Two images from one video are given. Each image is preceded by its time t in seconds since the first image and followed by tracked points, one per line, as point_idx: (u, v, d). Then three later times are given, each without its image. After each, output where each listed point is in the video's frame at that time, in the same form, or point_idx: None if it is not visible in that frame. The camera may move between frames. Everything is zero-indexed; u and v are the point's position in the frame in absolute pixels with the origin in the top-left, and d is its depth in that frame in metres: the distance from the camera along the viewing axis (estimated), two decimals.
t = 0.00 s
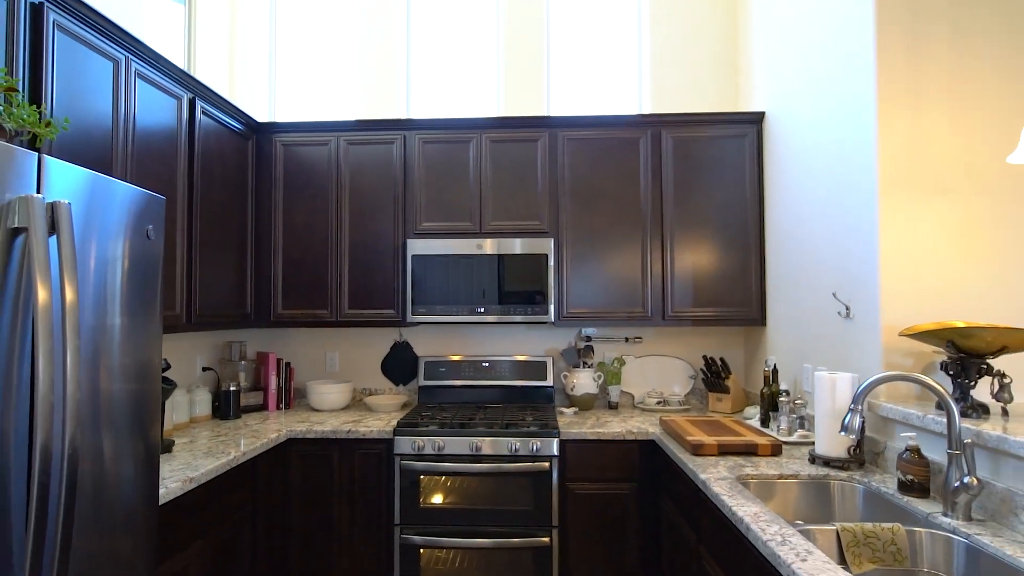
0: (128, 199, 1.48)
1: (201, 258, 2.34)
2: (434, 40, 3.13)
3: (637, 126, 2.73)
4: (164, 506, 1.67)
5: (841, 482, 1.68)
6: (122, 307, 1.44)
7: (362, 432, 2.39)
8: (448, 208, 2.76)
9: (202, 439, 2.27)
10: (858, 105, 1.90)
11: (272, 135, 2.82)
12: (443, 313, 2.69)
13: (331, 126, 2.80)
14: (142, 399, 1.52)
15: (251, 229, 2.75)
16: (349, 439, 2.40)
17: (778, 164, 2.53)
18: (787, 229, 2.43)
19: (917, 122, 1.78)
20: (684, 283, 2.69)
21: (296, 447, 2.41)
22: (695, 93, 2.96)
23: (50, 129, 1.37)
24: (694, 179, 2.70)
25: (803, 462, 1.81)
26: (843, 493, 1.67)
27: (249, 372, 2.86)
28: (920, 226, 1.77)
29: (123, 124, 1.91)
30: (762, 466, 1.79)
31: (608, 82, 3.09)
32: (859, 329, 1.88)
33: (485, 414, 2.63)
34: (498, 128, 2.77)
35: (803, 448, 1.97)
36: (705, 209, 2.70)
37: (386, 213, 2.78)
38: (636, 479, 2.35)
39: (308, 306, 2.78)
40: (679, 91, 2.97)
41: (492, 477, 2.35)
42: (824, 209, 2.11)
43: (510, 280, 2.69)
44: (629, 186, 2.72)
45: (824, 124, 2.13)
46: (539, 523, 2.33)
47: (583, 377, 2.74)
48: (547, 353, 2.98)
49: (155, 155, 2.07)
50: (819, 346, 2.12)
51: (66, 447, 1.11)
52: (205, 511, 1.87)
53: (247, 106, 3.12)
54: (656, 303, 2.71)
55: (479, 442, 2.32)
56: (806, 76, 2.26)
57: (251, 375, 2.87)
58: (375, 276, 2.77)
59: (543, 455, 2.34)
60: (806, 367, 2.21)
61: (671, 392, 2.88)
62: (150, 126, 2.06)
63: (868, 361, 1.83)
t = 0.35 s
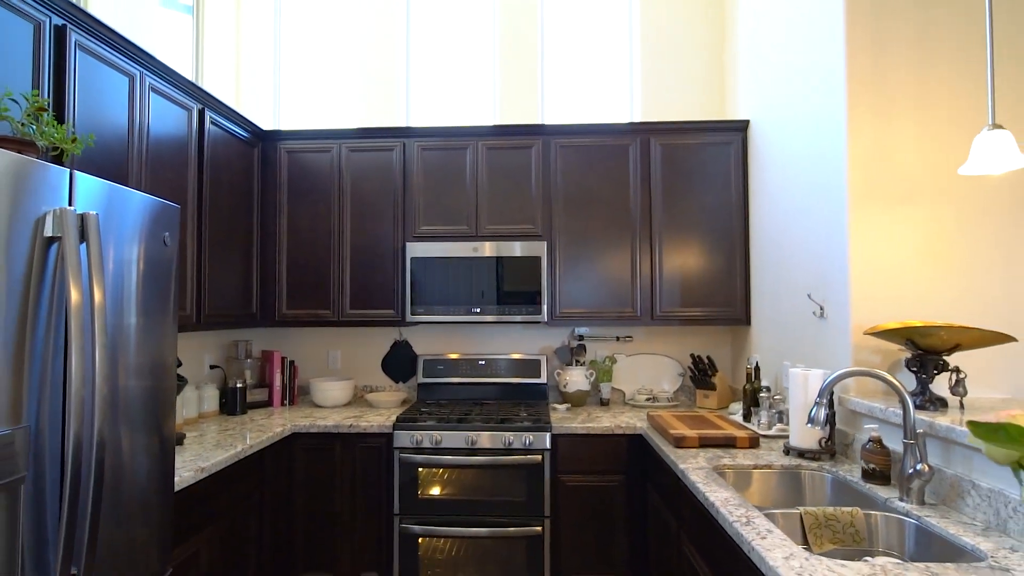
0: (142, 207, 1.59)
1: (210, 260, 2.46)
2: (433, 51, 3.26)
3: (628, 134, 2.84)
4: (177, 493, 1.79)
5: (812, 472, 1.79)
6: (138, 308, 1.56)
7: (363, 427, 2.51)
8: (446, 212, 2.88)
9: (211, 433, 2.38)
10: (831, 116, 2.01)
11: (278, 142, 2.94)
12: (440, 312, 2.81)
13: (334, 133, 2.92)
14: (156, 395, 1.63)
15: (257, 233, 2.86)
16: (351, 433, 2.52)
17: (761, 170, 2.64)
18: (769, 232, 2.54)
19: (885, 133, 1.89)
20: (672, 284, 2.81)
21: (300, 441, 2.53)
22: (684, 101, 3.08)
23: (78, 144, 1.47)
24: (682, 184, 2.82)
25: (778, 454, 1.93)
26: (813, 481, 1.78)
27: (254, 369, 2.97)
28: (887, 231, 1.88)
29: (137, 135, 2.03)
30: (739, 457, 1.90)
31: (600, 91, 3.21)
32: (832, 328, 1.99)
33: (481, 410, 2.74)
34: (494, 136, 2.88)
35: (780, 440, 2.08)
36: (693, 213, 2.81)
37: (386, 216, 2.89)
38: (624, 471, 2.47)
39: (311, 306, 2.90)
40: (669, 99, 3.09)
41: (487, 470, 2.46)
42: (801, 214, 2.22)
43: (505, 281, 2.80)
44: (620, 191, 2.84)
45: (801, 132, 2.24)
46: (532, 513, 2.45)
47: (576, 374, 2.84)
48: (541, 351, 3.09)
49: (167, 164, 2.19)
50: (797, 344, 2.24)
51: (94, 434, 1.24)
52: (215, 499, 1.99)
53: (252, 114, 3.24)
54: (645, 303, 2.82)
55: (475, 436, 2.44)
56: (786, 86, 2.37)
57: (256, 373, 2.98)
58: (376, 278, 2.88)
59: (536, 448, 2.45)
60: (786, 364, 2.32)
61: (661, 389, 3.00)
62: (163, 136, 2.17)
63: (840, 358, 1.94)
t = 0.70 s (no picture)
0: (156, 213, 1.70)
1: (221, 263, 2.57)
2: (434, 61, 3.38)
3: (621, 141, 2.96)
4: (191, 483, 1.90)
5: (790, 463, 1.90)
6: (155, 308, 1.67)
7: (366, 422, 2.62)
8: (445, 216, 2.99)
9: (221, 427, 2.50)
10: (810, 126, 2.12)
11: (284, 149, 3.05)
12: (440, 312, 2.92)
13: (338, 140, 3.03)
14: (172, 390, 1.74)
15: (264, 236, 2.98)
16: (354, 428, 2.63)
17: (748, 176, 2.75)
18: (755, 236, 2.65)
19: (860, 142, 2.00)
20: (663, 285, 2.91)
21: (306, 436, 2.64)
22: (676, 109, 3.19)
23: (103, 157, 1.58)
24: (672, 189, 2.92)
25: (759, 446, 2.04)
26: (791, 472, 1.89)
27: (261, 367, 3.08)
28: (862, 235, 1.98)
29: (153, 144, 2.14)
30: (722, 449, 2.01)
31: (596, 99, 3.32)
32: (811, 328, 2.10)
33: (479, 406, 2.85)
34: (492, 143, 2.99)
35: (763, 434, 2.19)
36: (683, 217, 2.92)
37: (388, 220, 3.00)
38: (616, 464, 2.58)
39: (316, 307, 3.01)
40: (662, 107, 3.20)
41: (484, 463, 2.57)
42: (784, 219, 2.33)
43: (502, 283, 2.91)
44: (613, 196, 2.95)
45: (785, 140, 2.35)
46: (527, 505, 2.56)
47: (570, 372, 2.95)
48: (537, 350, 3.20)
49: (180, 172, 2.30)
50: (780, 343, 2.35)
51: (122, 423, 1.33)
52: (226, 489, 2.10)
53: (259, 121, 3.35)
54: (637, 304, 2.93)
55: (473, 430, 2.55)
56: (771, 96, 2.47)
57: (263, 371, 3.10)
58: (378, 279, 2.99)
59: (531, 443, 2.56)
60: (769, 362, 2.43)
61: (653, 386, 3.11)
62: (177, 145, 2.28)
63: (818, 356, 2.05)
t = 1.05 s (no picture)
0: (174, 219, 1.81)
1: (233, 265, 2.68)
2: (436, 69, 3.50)
3: (616, 148, 3.07)
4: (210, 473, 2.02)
5: (774, 456, 2.01)
6: (174, 308, 1.77)
7: (372, 418, 2.73)
8: (447, 219, 3.10)
9: (234, 422, 2.61)
10: (795, 136, 2.24)
11: (292, 155, 3.16)
12: (442, 313, 3.03)
13: (344, 147, 3.14)
14: (192, 386, 1.84)
15: (274, 239, 3.09)
16: (360, 424, 2.75)
17: (738, 182, 2.86)
18: (744, 239, 2.76)
19: (841, 152, 2.11)
20: (657, 286, 3.03)
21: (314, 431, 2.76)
22: (669, 117, 3.31)
23: (131, 168, 1.68)
24: (666, 194, 3.04)
25: (746, 440, 2.15)
26: (775, 464, 2.00)
27: (270, 365, 3.19)
28: (844, 239, 2.09)
29: (170, 152, 2.25)
30: (710, 443, 2.13)
31: (592, 106, 3.44)
32: (795, 327, 2.22)
33: (480, 403, 2.96)
34: (492, 149, 3.11)
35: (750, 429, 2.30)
36: (676, 221, 3.03)
37: (392, 224, 3.12)
38: (611, 458, 2.69)
39: (323, 307, 3.12)
40: (656, 115, 3.32)
41: (485, 457, 2.69)
42: (770, 224, 2.45)
43: (503, 284, 3.02)
44: (609, 200, 3.06)
45: (772, 149, 2.46)
46: (526, 497, 2.67)
47: (568, 370, 3.06)
48: (536, 349, 3.32)
49: (195, 178, 2.41)
50: (767, 342, 2.46)
51: (151, 415, 1.45)
52: (242, 480, 2.21)
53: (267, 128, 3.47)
54: (632, 304, 3.04)
55: (474, 426, 2.66)
56: (759, 106, 2.59)
57: (272, 369, 3.20)
58: (383, 281, 3.11)
59: (530, 438, 2.67)
60: (757, 360, 2.54)
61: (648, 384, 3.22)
62: (192, 153, 2.40)
63: (802, 354, 2.16)
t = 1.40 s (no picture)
0: (190, 224, 1.92)
1: (243, 267, 2.79)
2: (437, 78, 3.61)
3: (611, 154, 3.18)
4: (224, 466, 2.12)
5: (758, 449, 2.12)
6: (191, 309, 1.88)
7: (375, 414, 2.84)
8: (448, 223, 3.21)
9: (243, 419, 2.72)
10: (779, 145, 2.35)
11: (297, 161, 3.26)
12: (443, 313, 3.14)
13: (347, 153, 3.25)
14: (208, 382, 1.95)
15: (280, 241, 3.20)
16: (364, 420, 2.86)
17: (727, 187, 2.98)
18: (733, 242, 2.88)
19: (822, 160, 2.22)
20: (650, 288, 3.14)
21: (319, 427, 2.87)
22: (662, 125, 3.43)
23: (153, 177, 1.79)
24: (659, 199, 3.15)
25: (733, 435, 2.26)
26: (759, 457, 2.12)
27: (275, 364, 3.28)
28: (825, 243, 2.20)
29: (183, 160, 2.35)
30: (698, 437, 2.24)
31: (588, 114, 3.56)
32: (779, 327, 2.33)
33: (479, 400, 3.07)
34: (491, 155, 3.22)
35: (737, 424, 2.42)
36: (668, 225, 3.14)
37: (394, 227, 3.22)
38: (606, 453, 2.80)
39: (327, 307, 3.23)
40: (648, 123, 3.44)
41: (484, 452, 2.80)
42: (757, 228, 2.56)
43: (501, 286, 3.13)
44: (604, 205, 3.17)
45: (758, 156, 2.58)
46: (524, 490, 2.78)
47: (565, 369, 3.17)
48: (533, 348, 3.43)
49: (207, 184, 2.51)
50: (753, 341, 2.58)
51: (175, 407, 1.56)
52: (253, 473, 2.32)
53: (273, 134, 3.58)
54: (626, 305, 3.15)
55: (473, 422, 2.77)
56: (747, 115, 2.70)
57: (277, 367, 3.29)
58: (385, 282, 3.21)
59: (527, 433, 2.78)
60: (745, 359, 2.65)
61: (641, 381, 3.34)
62: (204, 160, 2.50)
63: (785, 352, 2.28)
